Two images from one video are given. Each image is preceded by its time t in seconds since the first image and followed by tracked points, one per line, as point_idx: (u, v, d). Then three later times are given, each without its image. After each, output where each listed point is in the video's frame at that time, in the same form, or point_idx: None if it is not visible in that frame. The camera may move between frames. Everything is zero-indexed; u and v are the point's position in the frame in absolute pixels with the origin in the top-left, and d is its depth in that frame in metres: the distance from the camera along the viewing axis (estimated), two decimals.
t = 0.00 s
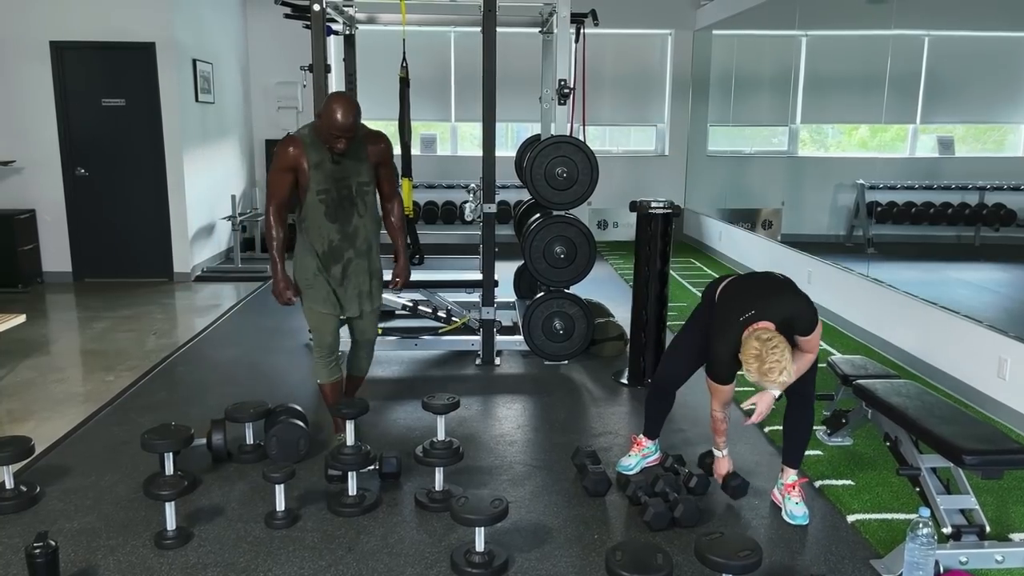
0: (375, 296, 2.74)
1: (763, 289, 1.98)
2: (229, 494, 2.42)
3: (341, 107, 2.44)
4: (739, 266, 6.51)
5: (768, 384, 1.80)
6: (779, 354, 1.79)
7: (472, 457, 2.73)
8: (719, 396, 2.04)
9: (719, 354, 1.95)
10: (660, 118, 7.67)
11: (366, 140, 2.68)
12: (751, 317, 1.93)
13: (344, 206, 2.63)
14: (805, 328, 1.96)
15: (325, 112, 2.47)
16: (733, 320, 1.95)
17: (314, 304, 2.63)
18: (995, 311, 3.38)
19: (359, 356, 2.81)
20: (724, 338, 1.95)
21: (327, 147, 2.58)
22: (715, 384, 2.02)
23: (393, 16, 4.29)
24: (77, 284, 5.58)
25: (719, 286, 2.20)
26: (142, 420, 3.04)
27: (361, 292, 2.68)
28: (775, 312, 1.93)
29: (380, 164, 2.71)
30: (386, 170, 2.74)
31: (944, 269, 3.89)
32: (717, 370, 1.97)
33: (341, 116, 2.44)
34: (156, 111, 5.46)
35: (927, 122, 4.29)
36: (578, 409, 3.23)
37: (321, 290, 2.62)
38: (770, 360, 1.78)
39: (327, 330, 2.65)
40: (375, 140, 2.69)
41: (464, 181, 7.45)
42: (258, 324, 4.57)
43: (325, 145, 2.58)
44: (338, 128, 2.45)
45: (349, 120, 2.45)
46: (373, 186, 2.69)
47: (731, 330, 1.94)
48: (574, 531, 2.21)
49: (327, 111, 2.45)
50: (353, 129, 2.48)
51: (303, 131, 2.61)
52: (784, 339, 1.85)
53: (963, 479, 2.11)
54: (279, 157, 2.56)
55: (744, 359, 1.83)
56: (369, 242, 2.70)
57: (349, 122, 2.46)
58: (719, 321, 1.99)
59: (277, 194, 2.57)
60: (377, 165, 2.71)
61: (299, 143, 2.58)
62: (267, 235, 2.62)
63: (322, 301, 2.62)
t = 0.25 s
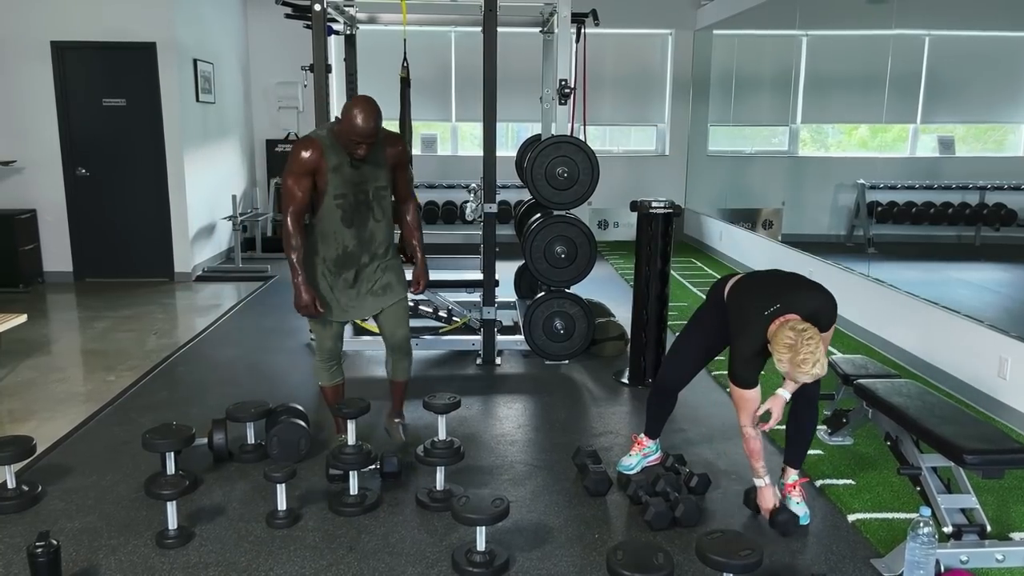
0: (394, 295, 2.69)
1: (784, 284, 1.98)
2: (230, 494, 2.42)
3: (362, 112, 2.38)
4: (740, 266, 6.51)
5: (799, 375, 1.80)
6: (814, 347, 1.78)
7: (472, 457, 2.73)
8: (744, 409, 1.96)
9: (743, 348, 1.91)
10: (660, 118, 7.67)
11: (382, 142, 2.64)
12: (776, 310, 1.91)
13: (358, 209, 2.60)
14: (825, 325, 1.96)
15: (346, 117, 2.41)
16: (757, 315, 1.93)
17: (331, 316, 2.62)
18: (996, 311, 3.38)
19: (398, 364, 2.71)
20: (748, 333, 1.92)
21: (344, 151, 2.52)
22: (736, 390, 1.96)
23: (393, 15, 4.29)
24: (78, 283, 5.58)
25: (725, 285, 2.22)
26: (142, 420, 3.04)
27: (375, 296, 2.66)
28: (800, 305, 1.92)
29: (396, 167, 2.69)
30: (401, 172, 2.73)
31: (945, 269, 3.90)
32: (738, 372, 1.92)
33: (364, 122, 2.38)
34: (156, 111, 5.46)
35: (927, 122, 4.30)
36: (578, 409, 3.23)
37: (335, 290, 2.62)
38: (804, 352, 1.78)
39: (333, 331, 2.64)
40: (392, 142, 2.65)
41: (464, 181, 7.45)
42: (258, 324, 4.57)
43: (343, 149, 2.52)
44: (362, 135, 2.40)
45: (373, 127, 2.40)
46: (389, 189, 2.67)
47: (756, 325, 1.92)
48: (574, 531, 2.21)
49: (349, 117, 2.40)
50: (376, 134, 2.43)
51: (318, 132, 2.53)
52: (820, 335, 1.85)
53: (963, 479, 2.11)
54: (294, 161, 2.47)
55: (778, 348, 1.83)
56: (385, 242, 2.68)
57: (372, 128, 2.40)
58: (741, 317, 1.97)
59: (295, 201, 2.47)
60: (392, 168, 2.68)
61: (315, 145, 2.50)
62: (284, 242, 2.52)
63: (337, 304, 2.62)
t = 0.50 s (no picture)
0: (404, 313, 2.51)
1: (792, 290, 1.96)
2: (232, 494, 2.42)
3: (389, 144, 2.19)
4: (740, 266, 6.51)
5: (807, 381, 1.77)
6: (824, 354, 1.75)
7: (473, 457, 2.73)
8: (764, 427, 1.92)
9: (753, 357, 1.91)
10: (661, 118, 7.67)
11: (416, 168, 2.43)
12: (785, 316, 1.90)
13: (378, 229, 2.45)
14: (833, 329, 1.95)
15: (375, 146, 2.22)
16: (765, 322, 1.92)
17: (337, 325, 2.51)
18: (996, 311, 3.39)
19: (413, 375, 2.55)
20: (758, 342, 1.92)
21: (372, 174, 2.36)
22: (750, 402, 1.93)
23: (394, 16, 4.29)
24: (79, 283, 5.58)
25: (727, 288, 2.21)
26: (144, 420, 3.04)
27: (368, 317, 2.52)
28: (809, 311, 1.90)
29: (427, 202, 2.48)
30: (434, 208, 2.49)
31: (945, 270, 3.90)
32: (751, 383, 1.90)
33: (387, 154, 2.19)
34: (157, 112, 5.47)
35: (928, 123, 4.31)
36: (579, 408, 3.23)
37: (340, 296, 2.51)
38: (813, 358, 1.74)
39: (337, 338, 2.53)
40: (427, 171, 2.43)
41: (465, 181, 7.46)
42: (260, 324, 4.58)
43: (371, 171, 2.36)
44: (383, 166, 2.21)
45: (396, 160, 2.20)
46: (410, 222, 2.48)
47: (765, 333, 1.91)
48: (575, 531, 2.21)
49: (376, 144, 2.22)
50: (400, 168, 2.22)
51: (353, 148, 2.38)
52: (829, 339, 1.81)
53: (964, 479, 2.11)
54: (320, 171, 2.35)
55: (787, 351, 1.80)
56: (401, 263, 2.52)
57: (395, 162, 2.20)
58: (750, 325, 1.96)
59: (312, 214, 2.34)
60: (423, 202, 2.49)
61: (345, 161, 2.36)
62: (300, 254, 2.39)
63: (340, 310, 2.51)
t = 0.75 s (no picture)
0: (420, 315, 2.49)
1: (798, 282, 1.97)
2: (233, 493, 2.42)
3: (410, 210, 1.99)
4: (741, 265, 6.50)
5: (801, 374, 1.79)
6: (822, 351, 1.76)
7: (475, 456, 2.72)
8: (737, 395, 1.88)
9: (749, 339, 1.89)
10: (662, 118, 7.65)
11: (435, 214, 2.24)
12: (789, 304, 1.90)
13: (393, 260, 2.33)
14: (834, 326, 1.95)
15: (391, 206, 2.02)
16: (767, 308, 1.92)
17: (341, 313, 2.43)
18: (998, 311, 3.38)
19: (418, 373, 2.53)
20: (757, 326, 1.91)
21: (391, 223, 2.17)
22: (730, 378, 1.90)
23: (395, 14, 4.28)
24: (79, 283, 5.58)
25: (728, 283, 2.21)
26: (144, 419, 3.04)
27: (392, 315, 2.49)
28: (813, 303, 1.91)
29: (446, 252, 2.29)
30: (452, 258, 2.31)
31: (947, 269, 3.90)
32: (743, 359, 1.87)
33: (408, 220, 1.99)
34: (158, 111, 5.46)
35: (930, 122, 4.30)
36: (581, 408, 3.23)
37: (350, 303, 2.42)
38: (811, 353, 1.76)
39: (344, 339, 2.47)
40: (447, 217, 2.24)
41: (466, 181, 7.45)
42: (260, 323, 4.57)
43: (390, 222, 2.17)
44: (402, 233, 2.01)
45: (419, 225, 2.00)
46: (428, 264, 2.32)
47: (766, 317, 1.91)
48: (577, 531, 2.21)
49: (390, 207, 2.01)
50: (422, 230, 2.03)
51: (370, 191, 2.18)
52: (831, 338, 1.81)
53: (967, 479, 2.11)
54: (333, 217, 2.15)
55: (786, 342, 1.81)
56: (417, 277, 2.44)
57: (418, 228, 2.01)
58: (752, 310, 1.95)
59: (325, 263, 2.16)
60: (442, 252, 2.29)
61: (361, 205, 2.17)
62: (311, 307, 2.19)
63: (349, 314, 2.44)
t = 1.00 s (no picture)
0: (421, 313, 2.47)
1: (789, 286, 1.96)
2: (234, 494, 2.41)
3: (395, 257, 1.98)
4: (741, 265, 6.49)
5: (778, 382, 1.78)
6: (799, 361, 1.75)
7: (476, 457, 2.72)
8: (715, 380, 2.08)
9: (736, 341, 1.95)
10: (662, 118, 7.65)
11: (423, 246, 2.23)
12: (775, 309, 1.91)
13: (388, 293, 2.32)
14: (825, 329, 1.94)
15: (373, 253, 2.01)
16: (755, 310, 1.94)
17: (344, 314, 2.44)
18: (1000, 311, 3.38)
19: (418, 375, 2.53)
20: (743, 327, 1.94)
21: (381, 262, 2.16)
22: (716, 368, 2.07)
23: (396, 14, 4.27)
24: (79, 283, 5.58)
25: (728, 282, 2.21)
26: (145, 420, 3.03)
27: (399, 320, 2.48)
28: (800, 308, 1.90)
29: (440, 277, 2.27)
30: (446, 285, 2.29)
31: (948, 269, 3.90)
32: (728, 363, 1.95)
33: (393, 268, 1.98)
34: (158, 111, 5.46)
35: (931, 122, 4.29)
36: (582, 408, 3.23)
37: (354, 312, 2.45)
38: (788, 363, 1.75)
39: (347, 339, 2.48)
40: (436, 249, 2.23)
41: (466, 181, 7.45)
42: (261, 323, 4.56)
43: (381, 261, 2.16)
44: (389, 279, 2.00)
45: (405, 271, 1.99)
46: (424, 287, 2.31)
47: (752, 320, 1.93)
48: (579, 531, 2.20)
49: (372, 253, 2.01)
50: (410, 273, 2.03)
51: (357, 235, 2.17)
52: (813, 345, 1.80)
53: (970, 479, 2.10)
54: (325, 265, 2.17)
55: (765, 353, 1.80)
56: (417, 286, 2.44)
57: (405, 271, 2.00)
58: (741, 312, 1.97)
59: (323, 309, 2.18)
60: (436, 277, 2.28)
61: (349, 248, 2.17)
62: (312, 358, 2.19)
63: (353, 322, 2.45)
